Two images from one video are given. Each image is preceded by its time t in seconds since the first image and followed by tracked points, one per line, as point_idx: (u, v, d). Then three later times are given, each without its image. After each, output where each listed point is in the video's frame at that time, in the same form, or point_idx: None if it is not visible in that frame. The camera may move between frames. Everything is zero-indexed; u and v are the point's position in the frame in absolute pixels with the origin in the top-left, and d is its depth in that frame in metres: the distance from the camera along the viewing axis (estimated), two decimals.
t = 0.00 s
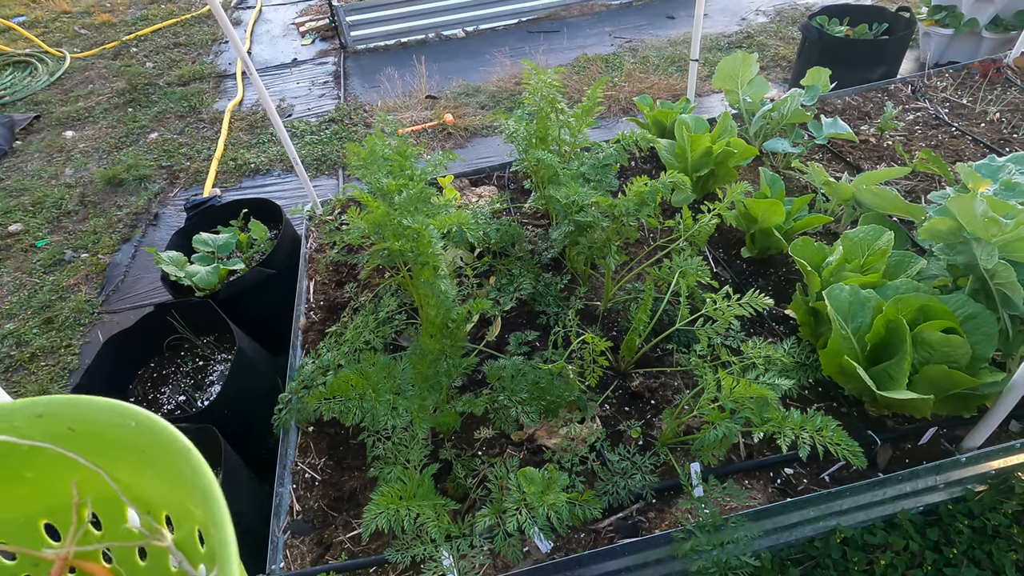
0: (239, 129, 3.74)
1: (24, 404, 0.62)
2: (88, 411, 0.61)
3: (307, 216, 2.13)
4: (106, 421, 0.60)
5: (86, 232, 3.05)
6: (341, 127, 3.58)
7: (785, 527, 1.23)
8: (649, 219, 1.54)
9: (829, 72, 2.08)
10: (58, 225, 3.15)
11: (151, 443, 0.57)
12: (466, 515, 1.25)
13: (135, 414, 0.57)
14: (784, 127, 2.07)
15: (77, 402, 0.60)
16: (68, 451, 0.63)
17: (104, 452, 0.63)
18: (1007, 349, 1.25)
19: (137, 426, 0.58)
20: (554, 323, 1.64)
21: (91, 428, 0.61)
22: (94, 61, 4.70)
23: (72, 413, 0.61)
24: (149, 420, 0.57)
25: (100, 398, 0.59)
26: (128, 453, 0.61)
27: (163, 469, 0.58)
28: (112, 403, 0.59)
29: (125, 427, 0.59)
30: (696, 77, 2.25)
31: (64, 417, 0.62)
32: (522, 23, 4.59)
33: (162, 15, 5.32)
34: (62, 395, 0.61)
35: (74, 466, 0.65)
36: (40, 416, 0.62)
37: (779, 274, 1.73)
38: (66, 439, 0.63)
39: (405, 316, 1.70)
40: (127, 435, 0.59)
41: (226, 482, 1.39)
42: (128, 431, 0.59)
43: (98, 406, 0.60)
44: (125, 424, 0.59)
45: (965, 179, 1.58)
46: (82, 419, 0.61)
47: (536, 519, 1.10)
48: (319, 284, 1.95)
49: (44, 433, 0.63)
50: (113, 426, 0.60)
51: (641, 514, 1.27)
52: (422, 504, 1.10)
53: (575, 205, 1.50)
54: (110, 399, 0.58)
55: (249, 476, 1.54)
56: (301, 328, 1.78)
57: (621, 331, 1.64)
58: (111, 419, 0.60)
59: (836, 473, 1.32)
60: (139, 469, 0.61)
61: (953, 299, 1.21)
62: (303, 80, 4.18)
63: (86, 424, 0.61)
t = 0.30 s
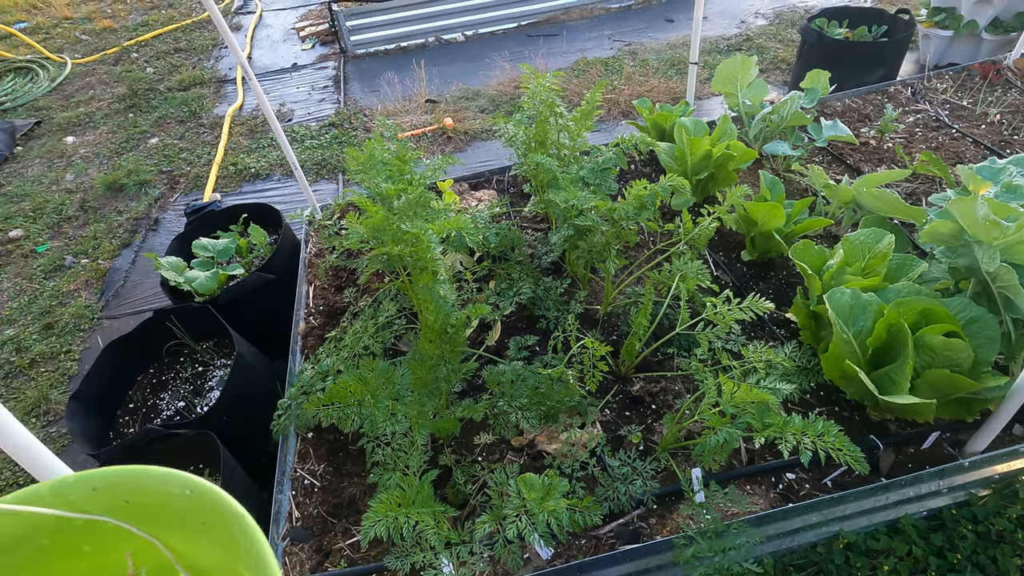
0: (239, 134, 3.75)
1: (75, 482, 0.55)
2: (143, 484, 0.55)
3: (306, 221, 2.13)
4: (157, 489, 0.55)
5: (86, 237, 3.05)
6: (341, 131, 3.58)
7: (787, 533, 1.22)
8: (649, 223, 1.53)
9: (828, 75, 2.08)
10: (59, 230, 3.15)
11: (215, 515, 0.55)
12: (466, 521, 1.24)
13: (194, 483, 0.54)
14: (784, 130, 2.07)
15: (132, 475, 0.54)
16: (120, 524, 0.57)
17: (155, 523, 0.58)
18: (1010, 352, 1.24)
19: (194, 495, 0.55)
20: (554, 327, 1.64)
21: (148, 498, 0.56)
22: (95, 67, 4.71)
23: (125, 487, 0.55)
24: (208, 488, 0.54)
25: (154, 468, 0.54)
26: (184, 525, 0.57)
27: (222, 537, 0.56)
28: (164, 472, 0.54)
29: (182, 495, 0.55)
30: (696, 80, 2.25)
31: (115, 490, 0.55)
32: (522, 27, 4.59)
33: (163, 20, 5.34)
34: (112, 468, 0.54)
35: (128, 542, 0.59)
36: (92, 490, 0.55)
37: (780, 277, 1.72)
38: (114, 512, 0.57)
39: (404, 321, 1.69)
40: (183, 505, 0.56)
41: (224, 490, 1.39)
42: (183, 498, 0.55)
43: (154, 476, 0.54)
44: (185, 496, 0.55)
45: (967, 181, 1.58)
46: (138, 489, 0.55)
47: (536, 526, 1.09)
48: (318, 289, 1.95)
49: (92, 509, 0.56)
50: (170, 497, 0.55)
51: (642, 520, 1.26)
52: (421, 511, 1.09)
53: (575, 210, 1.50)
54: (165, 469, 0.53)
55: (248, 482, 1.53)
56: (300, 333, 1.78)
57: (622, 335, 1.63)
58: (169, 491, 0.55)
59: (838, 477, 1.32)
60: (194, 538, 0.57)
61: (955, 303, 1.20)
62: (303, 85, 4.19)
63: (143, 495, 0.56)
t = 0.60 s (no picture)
0: (243, 138, 3.75)
1: (134, 521, 0.62)
2: (203, 521, 0.62)
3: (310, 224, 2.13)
4: (217, 526, 0.62)
5: (90, 241, 3.05)
6: (344, 134, 3.59)
7: (795, 534, 1.21)
8: (654, 224, 1.53)
9: (832, 75, 2.07)
10: (63, 234, 3.16)
11: (267, 546, 0.61)
12: (473, 523, 1.24)
13: (249, 519, 0.61)
14: (788, 131, 2.07)
15: (195, 513, 0.62)
16: (182, 558, 0.64)
17: (214, 559, 0.65)
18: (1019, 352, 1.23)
19: (249, 530, 0.61)
20: (559, 329, 1.63)
21: (207, 534, 0.63)
22: (98, 71, 4.73)
23: (187, 524, 0.63)
24: (262, 524, 0.60)
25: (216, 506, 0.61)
26: (239, 558, 0.63)
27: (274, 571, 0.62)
28: (223, 510, 0.62)
29: (239, 531, 0.62)
30: (699, 82, 2.24)
31: (177, 529, 0.63)
32: (524, 29, 4.60)
33: (166, 25, 5.36)
34: (178, 508, 0.62)
35: None
36: (156, 529, 0.62)
37: (786, 278, 1.72)
38: (177, 548, 0.64)
39: (409, 322, 1.69)
40: (238, 539, 0.62)
41: (230, 492, 1.39)
42: (240, 534, 0.62)
43: (213, 514, 0.62)
44: (239, 532, 0.62)
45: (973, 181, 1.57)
46: (198, 526, 0.63)
47: (544, 528, 1.09)
48: (323, 291, 1.94)
49: (156, 545, 0.63)
50: (226, 532, 0.62)
51: (649, 522, 1.25)
52: (428, 514, 1.09)
53: (580, 210, 1.50)
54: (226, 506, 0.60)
55: (254, 484, 1.53)
56: (305, 335, 1.78)
57: (627, 336, 1.63)
58: (226, 527, 0.62)
59: (847, 479, 1.31)
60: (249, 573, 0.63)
61: (963, 302, 1.20)
62: (305, 88, 4.20)
63: (202, 532, 0.63)
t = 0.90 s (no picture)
0: (249, 140, 3.77)
1: (115, 515, 0.71)
2: (183, 516, 0.73)
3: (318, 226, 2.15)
4: (197, 520, 0.72)
5: (98, 243, 3.07)
6: (349, 137, 3.61)
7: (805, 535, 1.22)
8: (661, 226, 1.54)
9: (837, 78, 2.08)
10: (71, 236, 3.18)
11: (240, 535, 0.71)
12: (483, 522, 1.24)
13: (229, 513, 0.71)
14: (793, 133, 2.08)
15: (173, 508, 0.71)
16: (162, 549, 0.75)
17: (194, 549, 0.75)
18: None
19: (227, 522, 0.71)
20: (567, 330, 1.64)
21: (185, 527, 0.73)
22: (105, 75, 4.76)
23: (166, 519, 0.73)
24: (239, 515, 0.70)
25: (195, 501, 0.71)
26: (217, 548, 0.74)
27: (248, 557, 0.72)
28: (202, 504, 0.72)
29: (219, 524, 0.72)
30: (704, 84, 2.25)
31: (158, 523, 0.73)
32: (528, 33, 4.62)
33: (172, 29, 5.39)
34: (156, 505, 0.72)
35: (166, 568, 0.76)
36: (133, 522, 0.72)
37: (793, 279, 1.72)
38: (158, 540, 0.74)
39: (417, 323, 1.70)
40: (217, 531, 0.73)
41: (241, 492, 1.40)
42: (218, 526, 0.72)
43: (192, 508, 0.72)
44: (216, 524, 0.72)
45: (979, 183, 1.58)
46: (177, 520, 0.73)
47: (554, 527, 1.09)
48: (331, 293, 1.96)
49: (138, 538, 0.74)
50: (204, 524, 0.72)
51: (659, 522, 1.25)
52: (440, 513, 1.10)
53: (588, 212, 1.50)
54: (207, 502, 0.70)
55: (263, 484, 1.54)
56: (313, 336, 1.79)
57: (634, 337, 1.64)
58: (202, 521, 0.72)
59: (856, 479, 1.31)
60: (225, 560, 0.74)
61: (971, 303, 1.21)
62: (311, 92, 4.22)
63: (180, 525, 0.73)
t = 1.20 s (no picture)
0: (254, 143, 3.79)
1: (122, 512, 0.63)
2: (191, 512, 0.64)
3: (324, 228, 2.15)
4: (206, 519, 0.64)
5: (104, 245, 3.08)
6: (354, 140, 3.62)
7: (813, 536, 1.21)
8: (668, 226, 1.54)
9: (843, 79, 2.08)
10: (78, 238, 3.19)
11: (255, 539, 0.63)
12: (492, 522, 1.25)
13: (241, 512, 0.62)
14: (799, 134, 2.08)
15: (178, 504, 0.63)
16: (170, 549, 0.66)
17: (203, 549, 0.67)
18: None
19: (240, 522, 0.63)
20: (574, 331, 1.64)
21: (194, 526, 0.65)
22: (111, 79, 4.79)
23: (174, 517, 0.64)
24: (252, 515, 0.62)
25: (202, 498, 0.62)
26: (229, 548, 0.66)
27: (264, 562, 0.64)
28: (212, 502, 0.63)
29: (231, 522, 0.64)
30: (709, 86, 2.25)
31: (167, 519, 0.65)
32: (531, 35, 4.63)
33: (177, 32, 5.42)
34: (166, 500, 0.64)
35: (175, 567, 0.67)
36: (141, 519, 0.64)
37: (799, 280, 1.72)
38: (165, 537, 0.66)
39: (424, 324, 1.70)
40: (228, 530, 0.64)
41: (249, 492, 1.40)
42: (230, 525, 0.64)
43: (201, 506, 0.63)
44: (229, 524, 0.64)
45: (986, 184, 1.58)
46: (185, 518, 0.64)
47: (564, 526, 1.09)
48: (337, 294, 1.96)
49: (145, 535, 0.65)
50: (215, 523, 0.64)
51: (667, 523, 1.25)
52: (450, 512, 1.10)
53: (595, 213, 1.51)
54: (213, 499, 0.61)
55: (271, 484, 1.54)
56: (320, 338, 1.79)
57: (641, 338, 1.64)
58: (213, 519, 0.64)
59: (864, 480, 1.31)
60: (239, 562, 0.66)
61: (980, 303, 1.21)
62: (315, 95, 4.23)
63: (189, 524, 0.65)
